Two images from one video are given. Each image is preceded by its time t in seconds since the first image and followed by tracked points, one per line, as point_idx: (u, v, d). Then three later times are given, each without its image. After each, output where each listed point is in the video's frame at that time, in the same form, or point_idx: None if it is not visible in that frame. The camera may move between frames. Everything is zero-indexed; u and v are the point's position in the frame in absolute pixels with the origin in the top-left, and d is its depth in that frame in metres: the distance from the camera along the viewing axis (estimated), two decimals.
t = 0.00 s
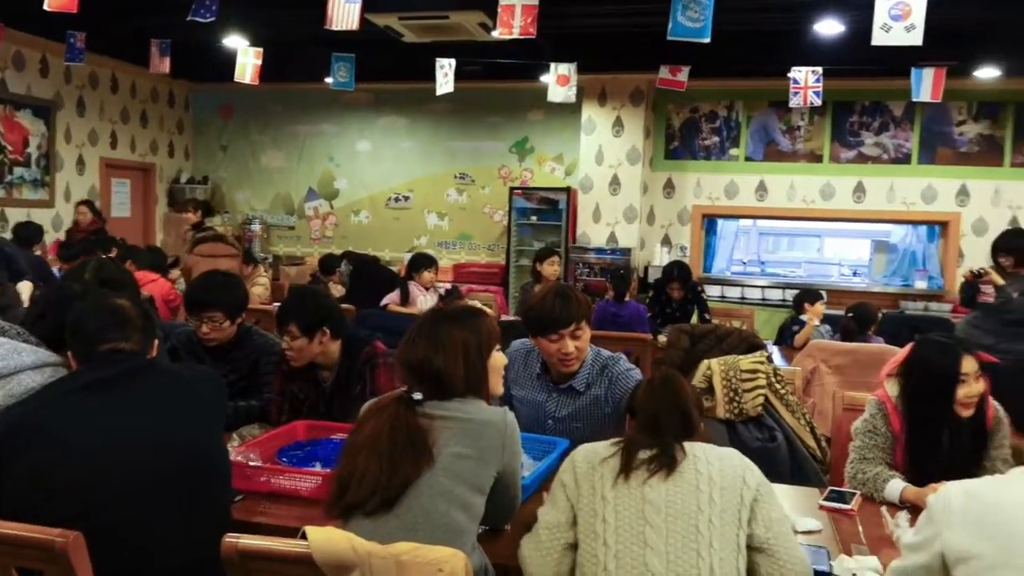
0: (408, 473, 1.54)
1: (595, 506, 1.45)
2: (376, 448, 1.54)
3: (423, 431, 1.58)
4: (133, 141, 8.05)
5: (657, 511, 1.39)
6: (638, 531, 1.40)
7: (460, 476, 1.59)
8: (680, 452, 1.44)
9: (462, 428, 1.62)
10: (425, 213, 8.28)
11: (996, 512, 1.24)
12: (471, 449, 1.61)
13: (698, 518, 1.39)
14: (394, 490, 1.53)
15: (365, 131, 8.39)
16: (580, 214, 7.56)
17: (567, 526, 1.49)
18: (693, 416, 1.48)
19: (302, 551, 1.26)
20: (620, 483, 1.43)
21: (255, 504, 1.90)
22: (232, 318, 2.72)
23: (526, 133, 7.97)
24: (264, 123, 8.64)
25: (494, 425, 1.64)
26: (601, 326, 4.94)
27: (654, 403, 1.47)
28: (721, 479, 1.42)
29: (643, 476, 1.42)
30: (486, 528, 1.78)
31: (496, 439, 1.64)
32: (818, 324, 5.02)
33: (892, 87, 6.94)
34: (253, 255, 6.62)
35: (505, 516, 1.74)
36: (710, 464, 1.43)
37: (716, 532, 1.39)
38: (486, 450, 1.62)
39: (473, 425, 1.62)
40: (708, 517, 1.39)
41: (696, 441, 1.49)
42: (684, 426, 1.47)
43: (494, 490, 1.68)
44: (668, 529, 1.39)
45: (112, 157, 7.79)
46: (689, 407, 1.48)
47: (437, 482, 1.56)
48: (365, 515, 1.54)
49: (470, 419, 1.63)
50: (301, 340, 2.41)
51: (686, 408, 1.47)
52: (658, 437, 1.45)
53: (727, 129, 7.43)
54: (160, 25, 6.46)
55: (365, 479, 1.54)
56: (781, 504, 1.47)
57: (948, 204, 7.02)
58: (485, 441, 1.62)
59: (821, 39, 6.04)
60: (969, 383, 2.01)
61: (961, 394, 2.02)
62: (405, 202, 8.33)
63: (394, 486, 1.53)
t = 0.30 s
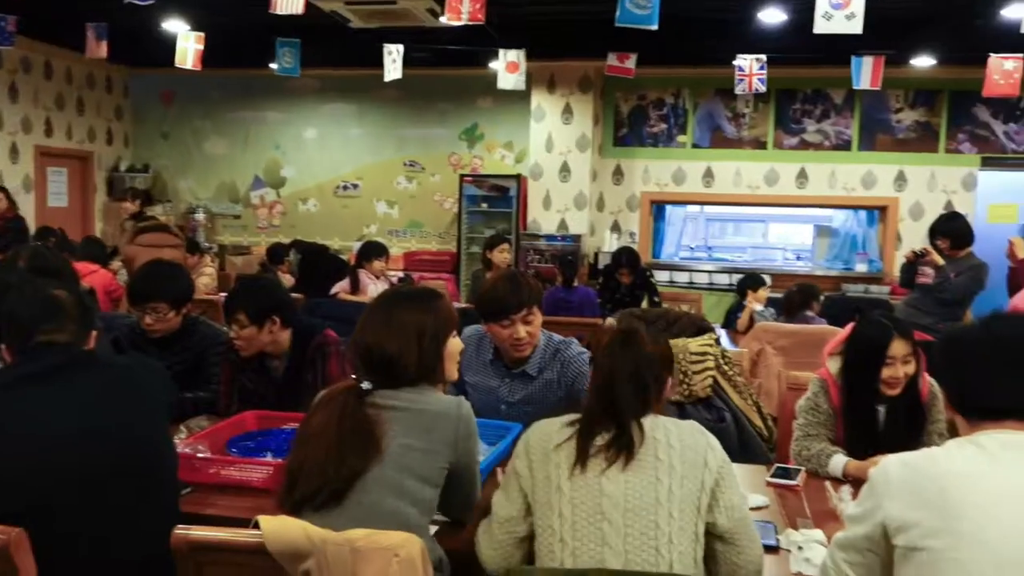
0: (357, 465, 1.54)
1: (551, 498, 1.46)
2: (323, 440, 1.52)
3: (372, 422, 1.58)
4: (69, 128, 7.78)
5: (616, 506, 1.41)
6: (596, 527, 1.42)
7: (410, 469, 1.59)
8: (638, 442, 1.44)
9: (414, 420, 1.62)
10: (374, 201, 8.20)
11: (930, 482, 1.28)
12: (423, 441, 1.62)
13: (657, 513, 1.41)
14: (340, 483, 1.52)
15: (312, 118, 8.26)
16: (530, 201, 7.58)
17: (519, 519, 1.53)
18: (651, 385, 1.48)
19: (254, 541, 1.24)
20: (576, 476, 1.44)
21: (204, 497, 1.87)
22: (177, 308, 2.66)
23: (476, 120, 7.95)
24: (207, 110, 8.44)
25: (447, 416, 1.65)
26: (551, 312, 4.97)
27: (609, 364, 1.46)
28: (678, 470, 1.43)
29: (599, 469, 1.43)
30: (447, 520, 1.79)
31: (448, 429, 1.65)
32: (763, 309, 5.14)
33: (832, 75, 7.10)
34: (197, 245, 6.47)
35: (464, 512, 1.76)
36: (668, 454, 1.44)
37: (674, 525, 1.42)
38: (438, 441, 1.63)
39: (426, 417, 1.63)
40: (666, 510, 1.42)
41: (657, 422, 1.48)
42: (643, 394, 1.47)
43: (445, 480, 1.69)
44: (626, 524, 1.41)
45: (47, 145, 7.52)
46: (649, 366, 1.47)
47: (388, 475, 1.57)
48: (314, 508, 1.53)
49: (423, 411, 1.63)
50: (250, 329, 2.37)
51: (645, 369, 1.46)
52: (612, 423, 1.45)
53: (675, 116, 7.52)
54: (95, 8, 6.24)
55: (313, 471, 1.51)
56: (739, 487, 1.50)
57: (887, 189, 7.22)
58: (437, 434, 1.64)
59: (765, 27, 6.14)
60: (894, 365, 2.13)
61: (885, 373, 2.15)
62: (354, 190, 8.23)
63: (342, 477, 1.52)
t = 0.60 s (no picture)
0: (311, 451, 1.52)
1: (498, 495, 1.47)
2: (278, 425, 1.51)
3: (327, 409, 1.57)
4: None
5: (560, 509, 1.41)
6: (537, 527, 1.41)
7: (366, 457, 1.58)
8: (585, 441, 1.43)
9: (371, 408, 1.61)
10: (321, 187, 8.08)
11: (862, 460, 1.33)
12: (379, 429, 1.60)
13: (602, 517, 1.40)
14: (292, 470, 1.50)
15: (257, 101, 8.09)
16: (479, 189, 7.56)
17: (471, 508, 1.56)
18: (601, 377, 1.46)
19: (195, 530, 1.23)
20: (522, 474, 1.45)
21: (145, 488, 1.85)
22: (114, 295, 2.59)
23: (425, 107, 7.89)
24: (146, 92, 8.20)
25: (402, 402, 1.64)
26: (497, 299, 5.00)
27: (559, 343, 1.47)
28: (629, 475, 1.43)
29: (544, 468, 1.43)
30: (406, 507, 1.79)
31: (404, 418, 1.64)
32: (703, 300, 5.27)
33: (775, 67, 7.25)
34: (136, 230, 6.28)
35: (422, 499, 1.76)
36: (619, 458, 1.43)
37: (619, 531, 1.41)
38: (394, 429, 1.62)
39: (382, 403, 1.62)
40: (612, 516, 1.41)
41: (607, 408, 1.48)
42: (595, 381, 1.45)
43: (402, 468, 1.69)
44: (568, 528, 1.40)
45: None
46: (605, 346, 1.46)
47: (343, 463, 1.55)
48: (266, 495, 1.50)
49: (378, 397, 1.62)
50: (191, 316, 2.33)
51: (595, 356, 1.45)
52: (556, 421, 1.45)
53: (622, 105, 7.59)
54: None
55: (266, 457, 1.49)
56: (693, 490, 1.49)
57: (827, 179, 7.40)
58: (392, 422, 1.62)
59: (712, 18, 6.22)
60: (821, 349, 2.21)
61: (814, 357, 2.23)
62: (301, 176, 8.10)
63: (297, 463, 1.50)
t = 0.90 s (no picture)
0: (289, 449, 1.52)
1: (460, 508, 1.45)
2: (254, 423, 1.51)
3: (305, 407, 1.56)
4: None
5: (525, 521, 1.40)
6: (501, 539, 1.41)
7: (343, 455, 1.57)
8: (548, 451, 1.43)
9: (350, 407, 1.59)
10: (282, 183, 7.99)
11: (815, 452, 1.37)
12: (357, 427, 1.59)
13: (568, 531, 1.40)
14: (271, 467, 1.50)
15: (216, 96, 7.97)
16: (442, 185, 7.54)
17: (433, 511, 1.55)
18: (559, 369, 1.48)
19: (150, 529, 1.21)
20: (486, 486, 1.44)
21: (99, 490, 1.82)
22: (67, 294, 2.54)
23: (387, 102, 7.84)
24: (102, 86, 8.03)
25: (380, 400, 1.62)
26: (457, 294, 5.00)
27: (510, 342, 1.47)
28: (595, 486, 1.43)
29: (508, 479, 1.43)
30: (371, 504, 1.76)
31: (382, 417, 1.62)
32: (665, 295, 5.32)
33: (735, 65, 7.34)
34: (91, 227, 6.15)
35: (386, 496, 1.75)
36: (587, 469, 1.43)
37: (586, 541, 1.41)
38: (373, 427, 1.61)
39: (360, 402, 1.60)
40: (579, 528, 1.41)
41: (567, 410, 1.48)
42: (546, 373, 1.47)
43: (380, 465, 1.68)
44: (533, 539, 1.40)
45: None
46: (562, 342, 1.47)
47: (322, 460, 1.55)
48: (241, 493, 1.50)
49: (356, 395, 1.60)
50: (149, 315, 2.28)
51: (551, 354, 1.46)
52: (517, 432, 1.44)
53: (585, 102, 7.63)
54: None
55: (240, 455, 1.50)
56: (658, 496, 1.51)
57: (785, 175, 7.51)
58: (369, 420, 1.60)
59: (672, 17, 6.27)
60: (754, 336, 2.26)
61: (750, 345, 2.27)
62: (261, 172, 8.00)
63: (275, 461, 1.51)
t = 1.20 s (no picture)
0: (254, 446, 1.49)
1: (414, 506, 1.46)
2: (217, 421, 1.47)
3: (270, 403, 1.54)
4: None
5: (480, 517, 1.41)
6: (455, 535, 1.41)
7: (309, 450, 1.55)
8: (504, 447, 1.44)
9: (315, 402, 1.59)
10: (237, 179, 7.87)
11: (761, 442, 1.40)
12: (321, 421, 1.58)
13: (523, 527, 1.41)
14: (235, 465, 1.47)
15: (168, 90, 7.81)
16: (401, 181, 7.50)
17: (385, 508, 1.55)
18: (503, 368, 1.49)
19: (96, 531, 1.20)
20: (439, 482, 1.44)
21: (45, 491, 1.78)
22: (13, 292, 2.47)
23: (344, 97, 7.77)
24: (48, 78, 7.82)
25: (345, 396, 1.63)
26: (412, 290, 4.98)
27: (456, 340, 1.48)
28: (551, 482, 1.44)
29: (462, 476, 1.43)
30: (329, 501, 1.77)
31: (347, 412, 1.63)
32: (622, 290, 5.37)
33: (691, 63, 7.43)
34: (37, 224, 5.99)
35: (344, 493, 1.75)
36: (542, 465, 1.44)
37: (541, 536, 1.42)
38: (337, 424, 1.61)
39: (324, 397, 1.60)
40: (534, 524, 1.42)
41: (524, 408, 1.49)
42: (492, 372, 1.48)
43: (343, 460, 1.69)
44: (488, 535, 1.41)
45: None
46: (501, 337, 1.48)
47: (287, 456, 1.52)
48: (203, 492, 1.46)
49: (321, 391, 1.60)
50: (96, 313, 2.23)
51: (494, 350, 1.47)
52: (470, 430, 1.44)
53: (543, 99, 7.65)
54: None
55: (202, 455, 1.45)
56: (612, 490, 1.53)
57: (740, 172, 7.62)
58: (335, 414, 1.60)
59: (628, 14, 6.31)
60: (695, 327, 2.32)
61: (692, 336, 2.33)
62: (216, 167, 7.87)
63: (238, 459, 1.47)
